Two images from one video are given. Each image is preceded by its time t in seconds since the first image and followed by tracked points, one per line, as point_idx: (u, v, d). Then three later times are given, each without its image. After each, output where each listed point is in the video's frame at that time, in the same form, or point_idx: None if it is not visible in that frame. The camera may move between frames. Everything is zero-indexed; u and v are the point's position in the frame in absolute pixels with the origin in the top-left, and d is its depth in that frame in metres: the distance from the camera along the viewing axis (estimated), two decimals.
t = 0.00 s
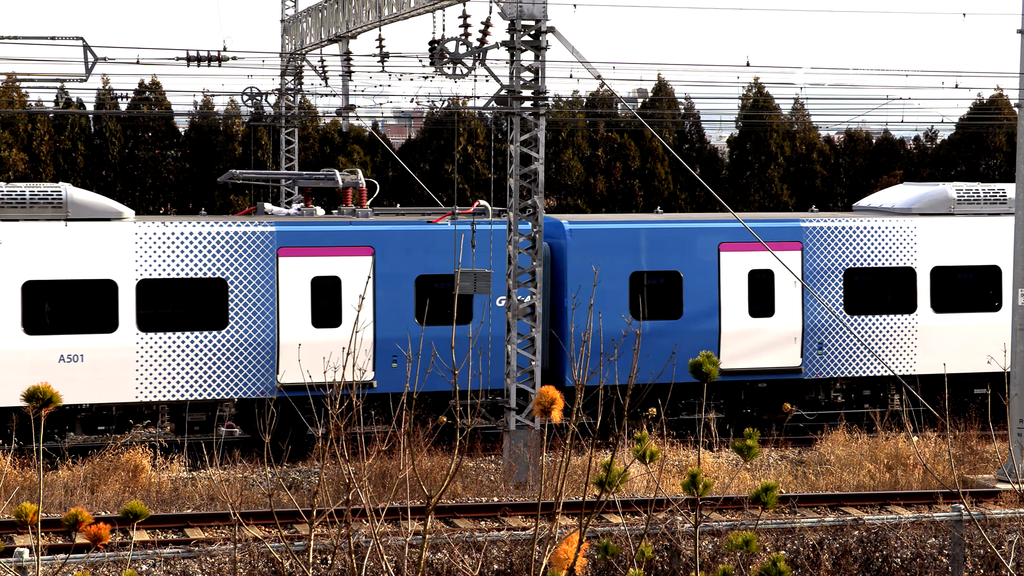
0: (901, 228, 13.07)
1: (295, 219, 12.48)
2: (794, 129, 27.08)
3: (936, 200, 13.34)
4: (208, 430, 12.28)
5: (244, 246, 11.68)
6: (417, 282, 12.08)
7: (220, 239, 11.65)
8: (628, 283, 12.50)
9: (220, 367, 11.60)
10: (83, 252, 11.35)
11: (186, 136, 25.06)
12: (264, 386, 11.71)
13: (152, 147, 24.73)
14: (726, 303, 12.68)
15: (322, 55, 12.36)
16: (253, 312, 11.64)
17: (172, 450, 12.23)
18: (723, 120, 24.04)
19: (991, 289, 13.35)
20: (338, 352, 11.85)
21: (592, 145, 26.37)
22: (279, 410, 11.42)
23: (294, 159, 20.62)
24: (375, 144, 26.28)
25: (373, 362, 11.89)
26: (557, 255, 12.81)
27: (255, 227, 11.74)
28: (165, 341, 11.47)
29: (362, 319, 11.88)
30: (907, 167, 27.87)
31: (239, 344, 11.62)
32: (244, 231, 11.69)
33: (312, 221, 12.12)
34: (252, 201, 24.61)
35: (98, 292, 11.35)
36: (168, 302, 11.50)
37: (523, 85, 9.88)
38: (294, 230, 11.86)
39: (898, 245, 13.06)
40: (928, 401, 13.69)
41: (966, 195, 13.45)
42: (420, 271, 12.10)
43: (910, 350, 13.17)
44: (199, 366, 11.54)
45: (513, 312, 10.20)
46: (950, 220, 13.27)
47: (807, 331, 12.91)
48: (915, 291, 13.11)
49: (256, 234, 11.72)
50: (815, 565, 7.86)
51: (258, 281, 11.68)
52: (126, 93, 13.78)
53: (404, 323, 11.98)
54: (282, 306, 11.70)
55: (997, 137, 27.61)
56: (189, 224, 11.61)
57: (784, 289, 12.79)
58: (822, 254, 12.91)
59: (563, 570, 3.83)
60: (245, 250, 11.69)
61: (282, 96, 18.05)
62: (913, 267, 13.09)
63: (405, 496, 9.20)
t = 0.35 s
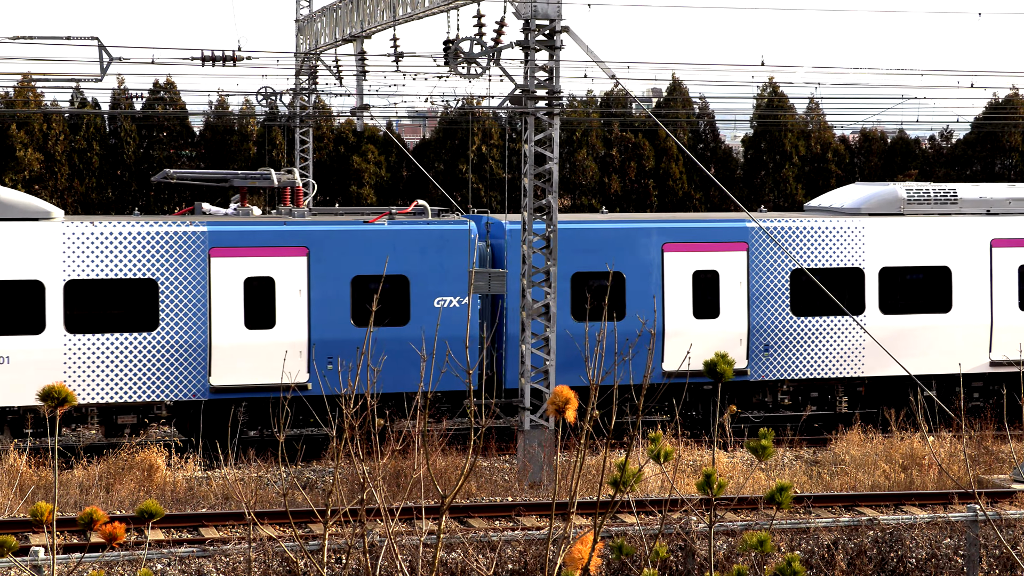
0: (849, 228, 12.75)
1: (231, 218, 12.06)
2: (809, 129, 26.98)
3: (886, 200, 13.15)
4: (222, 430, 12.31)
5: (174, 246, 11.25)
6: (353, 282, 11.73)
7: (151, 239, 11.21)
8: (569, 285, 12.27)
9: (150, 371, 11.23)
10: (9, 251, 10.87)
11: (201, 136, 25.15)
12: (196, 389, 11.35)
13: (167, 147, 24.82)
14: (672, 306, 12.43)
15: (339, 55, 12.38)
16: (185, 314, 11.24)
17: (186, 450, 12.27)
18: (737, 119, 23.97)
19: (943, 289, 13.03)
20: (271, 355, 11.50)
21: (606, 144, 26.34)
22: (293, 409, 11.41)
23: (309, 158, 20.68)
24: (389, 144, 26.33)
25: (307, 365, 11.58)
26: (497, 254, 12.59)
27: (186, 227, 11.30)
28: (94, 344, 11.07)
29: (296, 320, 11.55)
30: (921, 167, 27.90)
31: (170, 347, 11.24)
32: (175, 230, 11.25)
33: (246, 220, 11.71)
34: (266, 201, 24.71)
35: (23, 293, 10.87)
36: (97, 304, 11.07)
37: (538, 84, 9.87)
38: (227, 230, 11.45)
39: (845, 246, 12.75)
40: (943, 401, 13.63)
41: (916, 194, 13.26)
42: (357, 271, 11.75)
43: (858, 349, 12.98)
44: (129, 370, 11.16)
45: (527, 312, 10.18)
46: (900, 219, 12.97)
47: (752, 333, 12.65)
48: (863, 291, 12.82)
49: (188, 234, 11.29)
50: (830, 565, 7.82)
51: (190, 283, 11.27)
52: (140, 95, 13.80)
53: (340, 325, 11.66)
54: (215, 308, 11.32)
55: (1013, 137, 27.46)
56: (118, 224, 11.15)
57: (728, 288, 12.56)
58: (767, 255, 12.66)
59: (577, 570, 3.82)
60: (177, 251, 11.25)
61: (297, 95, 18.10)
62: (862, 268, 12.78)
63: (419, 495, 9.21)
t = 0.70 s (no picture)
0: (792, 229, 12.64)
1: (164, 218, 11.87)
2: (824, 129, 26.86)
3: (833, 200, 13.01)
4: (236, 429, 12.38)
5: (103, 246, 11.07)
6: (286, 283, 11.57)
7: (80, 238, 11.04)
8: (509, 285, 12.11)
9: (82, 372, 11.07)
10: None
11: (215, 135, 25.22)
12: (125, 392, 11.17)
13: (182, 147, 24.92)
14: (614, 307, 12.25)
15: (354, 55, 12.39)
16: (114, 315, 11.07)
17: (202, 448, 12.32)
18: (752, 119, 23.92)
19: (893, 290, 12.82)
20: (203, 356, 11.32)
21: (621, 144, 26.31)
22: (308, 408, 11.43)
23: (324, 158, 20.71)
24: (404, 143, 26.37)
25: (239, 367, 11.40)
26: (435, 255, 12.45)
27: (115, 226, 11.12)
28: (24, 345, 10.92)
29: (229, 322, 11.38)
30: (937, 166, 27.75)
31: (99, 349, 11.07)
32: (103, 230, 11.07)
33: (179, 220, 11.54)
34: (280, 200, 24.79)
35: None
36: (27, 305, 10.91)
37: (552, 84, 9.86)
38: (159, 230, 11.26)
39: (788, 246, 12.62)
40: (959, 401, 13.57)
41: (865, 194, 13.07)
42: (288, 271, 11.58)
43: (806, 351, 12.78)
44: (60, 372, 11.01)
45: (541, 312, 10.18)
46: (848, 219, 12.82)
47: (697, 335, 12.45)
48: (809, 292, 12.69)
49: (119, 234, 11.11)
50: (844, 566, 7.79)
51: (120, 284, 11.10)
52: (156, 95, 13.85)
53: (273, 326, 11.49)
54: (144, 310, 11.14)
55: None
56: (45, 224, 10.96)
57: (671, 289, 12.38)
58: (710, 256, 12.48)
59: (591, 570, 3.82)
60: (106, 251, 11.08)
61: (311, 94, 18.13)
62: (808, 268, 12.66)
63: (433, 495, 9.21)
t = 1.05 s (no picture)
0: (739, 228, 12.37)
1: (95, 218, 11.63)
2: (839, 128, 26.74)
3: (782, 200, 12.88)
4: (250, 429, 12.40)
5: (29, 246, 10.85)
6: (217, 283, 11.31)
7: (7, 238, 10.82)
8: (446, 286, 11.88)
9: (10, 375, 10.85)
10: None
11: (230, 135, 25.27)
12: (52, 394, 10.92)
13: (196, 147, 24.99)
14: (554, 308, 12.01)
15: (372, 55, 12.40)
16: (40, 315, 10.84)
17: (216, 448, 12.34)
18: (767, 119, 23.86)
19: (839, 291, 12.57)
20: (132, 358, 11.08)
21: (635, 144, 26.26)
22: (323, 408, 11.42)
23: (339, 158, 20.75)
24: (418, 143, 26.41)
25: (168, 369, 11.16)
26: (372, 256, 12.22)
27: (41, 227, 10.88)
28: None
29: (159, 323, 11.14)
30: (952, 166, 27.60)
31: (24, 350, 10.83)
32: (30, 230, 10.84)
33: (107, 220, 11.29)
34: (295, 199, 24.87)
35: None
36: None
37: (566, 84, 9.85)
38: (86, 230, 11.01)
39: (734, 246, 12.36)
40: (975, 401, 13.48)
41: (812, 194, 12.91)
42: (219, 271, 11.33)
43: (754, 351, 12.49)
44: None
45: (556, 312, 10.15)
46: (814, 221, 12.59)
47: (641, 336, 12.19)
48: (754, 292, 12.42)
49: (45, 234, 10.88)
50: (859, 566, 7.75)
51: (47, 285, 10.87)
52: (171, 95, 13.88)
53: (205, 328, 11.25)
54: (70, 311, 10.91)
55: None
56: None
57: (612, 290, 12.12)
58: (652, 256, 12.21)
59: (606, 570, 3.80)
60: (32, 251, 10.85)
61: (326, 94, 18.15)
62: (753, 268, 12.39)
63: (447, 494, 9.21)
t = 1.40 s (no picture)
0: (681, 229, 12.20)
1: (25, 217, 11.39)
2: (853, 128, 26.58)
3: (724, 200, 12.56)
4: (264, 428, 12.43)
5: None
6: (147, 284, 11.09)
7: None
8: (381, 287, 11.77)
9: None
10: None
11: (244, 135, 25.34)
12: None
13: (211, 147, 25.05)
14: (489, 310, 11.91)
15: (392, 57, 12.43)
16: None
17: (232, 446, 12.38)
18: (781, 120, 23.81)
19: (783, 291, 12.41)
20: (58, 360, 10.85)
21: (648, 144, 26.18)
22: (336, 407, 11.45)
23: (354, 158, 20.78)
24: (433, 143, 26.43)
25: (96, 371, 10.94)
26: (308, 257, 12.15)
27: None
28: None
29: (87, 324, 10.92)
30: (967, 166, 27.36)
31: None
32: None
33: (36, 220, 11.05)
34: (309, 200, 24.97)
35: None
36: None
37: (581, 84, 9.83)
38: (12, 229, 10.79)
39: (678, 246, 12.20)
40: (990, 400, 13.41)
41: (757, 194, 12.71)
42: (148, 272, 11.10)
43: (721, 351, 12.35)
44: None
45: (570, 311, 10.13)
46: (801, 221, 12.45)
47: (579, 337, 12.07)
48: (695, 294, 12.23)
49: None
50: (873, 565, 7.71)
51: None
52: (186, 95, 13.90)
53: (134, 327, 11.03)
54: None
55: None
56: None
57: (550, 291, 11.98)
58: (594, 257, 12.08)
59: (620, 570, 3.80)
60: None
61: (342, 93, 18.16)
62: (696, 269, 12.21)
63: (462, 494, 9.22)
